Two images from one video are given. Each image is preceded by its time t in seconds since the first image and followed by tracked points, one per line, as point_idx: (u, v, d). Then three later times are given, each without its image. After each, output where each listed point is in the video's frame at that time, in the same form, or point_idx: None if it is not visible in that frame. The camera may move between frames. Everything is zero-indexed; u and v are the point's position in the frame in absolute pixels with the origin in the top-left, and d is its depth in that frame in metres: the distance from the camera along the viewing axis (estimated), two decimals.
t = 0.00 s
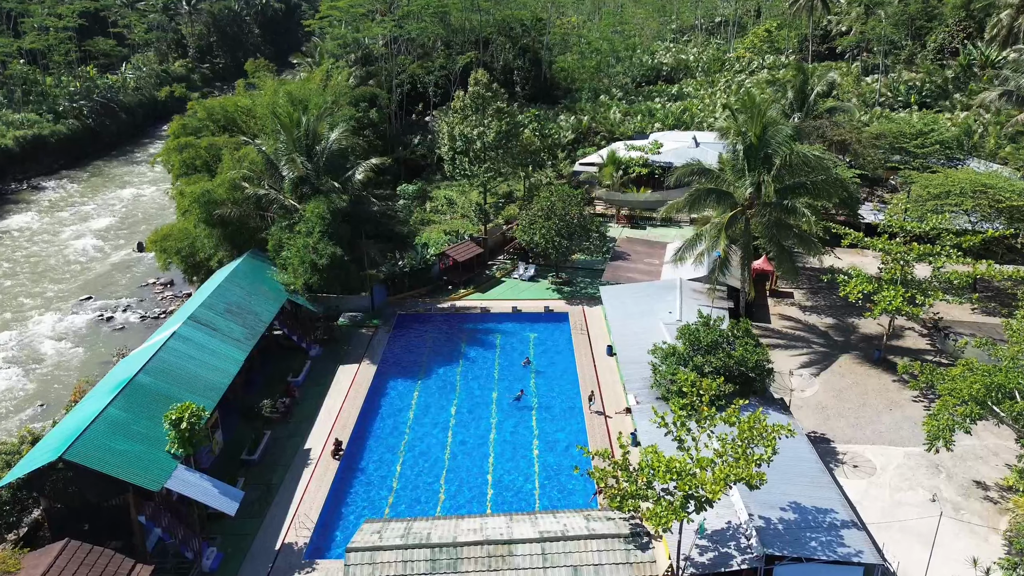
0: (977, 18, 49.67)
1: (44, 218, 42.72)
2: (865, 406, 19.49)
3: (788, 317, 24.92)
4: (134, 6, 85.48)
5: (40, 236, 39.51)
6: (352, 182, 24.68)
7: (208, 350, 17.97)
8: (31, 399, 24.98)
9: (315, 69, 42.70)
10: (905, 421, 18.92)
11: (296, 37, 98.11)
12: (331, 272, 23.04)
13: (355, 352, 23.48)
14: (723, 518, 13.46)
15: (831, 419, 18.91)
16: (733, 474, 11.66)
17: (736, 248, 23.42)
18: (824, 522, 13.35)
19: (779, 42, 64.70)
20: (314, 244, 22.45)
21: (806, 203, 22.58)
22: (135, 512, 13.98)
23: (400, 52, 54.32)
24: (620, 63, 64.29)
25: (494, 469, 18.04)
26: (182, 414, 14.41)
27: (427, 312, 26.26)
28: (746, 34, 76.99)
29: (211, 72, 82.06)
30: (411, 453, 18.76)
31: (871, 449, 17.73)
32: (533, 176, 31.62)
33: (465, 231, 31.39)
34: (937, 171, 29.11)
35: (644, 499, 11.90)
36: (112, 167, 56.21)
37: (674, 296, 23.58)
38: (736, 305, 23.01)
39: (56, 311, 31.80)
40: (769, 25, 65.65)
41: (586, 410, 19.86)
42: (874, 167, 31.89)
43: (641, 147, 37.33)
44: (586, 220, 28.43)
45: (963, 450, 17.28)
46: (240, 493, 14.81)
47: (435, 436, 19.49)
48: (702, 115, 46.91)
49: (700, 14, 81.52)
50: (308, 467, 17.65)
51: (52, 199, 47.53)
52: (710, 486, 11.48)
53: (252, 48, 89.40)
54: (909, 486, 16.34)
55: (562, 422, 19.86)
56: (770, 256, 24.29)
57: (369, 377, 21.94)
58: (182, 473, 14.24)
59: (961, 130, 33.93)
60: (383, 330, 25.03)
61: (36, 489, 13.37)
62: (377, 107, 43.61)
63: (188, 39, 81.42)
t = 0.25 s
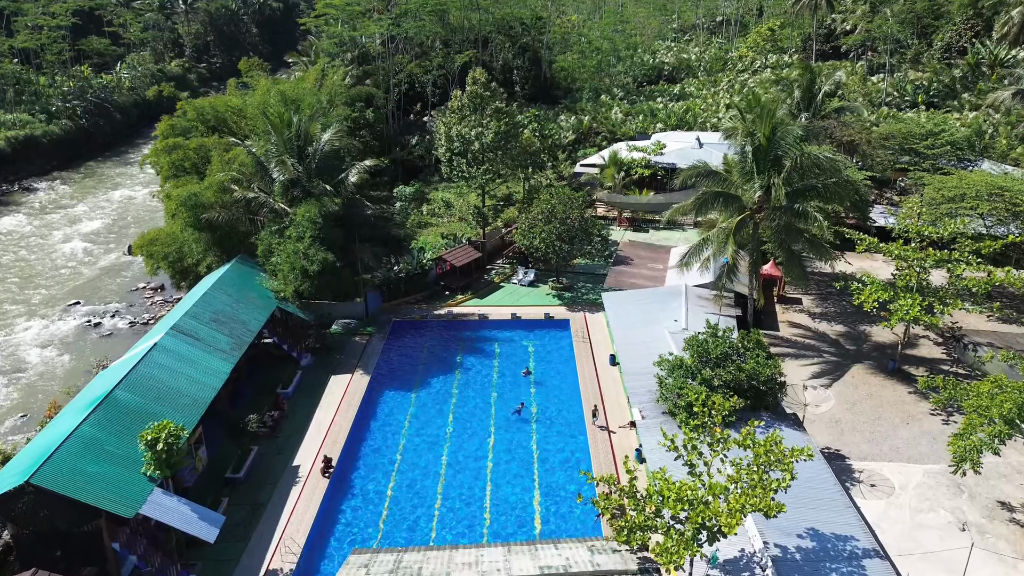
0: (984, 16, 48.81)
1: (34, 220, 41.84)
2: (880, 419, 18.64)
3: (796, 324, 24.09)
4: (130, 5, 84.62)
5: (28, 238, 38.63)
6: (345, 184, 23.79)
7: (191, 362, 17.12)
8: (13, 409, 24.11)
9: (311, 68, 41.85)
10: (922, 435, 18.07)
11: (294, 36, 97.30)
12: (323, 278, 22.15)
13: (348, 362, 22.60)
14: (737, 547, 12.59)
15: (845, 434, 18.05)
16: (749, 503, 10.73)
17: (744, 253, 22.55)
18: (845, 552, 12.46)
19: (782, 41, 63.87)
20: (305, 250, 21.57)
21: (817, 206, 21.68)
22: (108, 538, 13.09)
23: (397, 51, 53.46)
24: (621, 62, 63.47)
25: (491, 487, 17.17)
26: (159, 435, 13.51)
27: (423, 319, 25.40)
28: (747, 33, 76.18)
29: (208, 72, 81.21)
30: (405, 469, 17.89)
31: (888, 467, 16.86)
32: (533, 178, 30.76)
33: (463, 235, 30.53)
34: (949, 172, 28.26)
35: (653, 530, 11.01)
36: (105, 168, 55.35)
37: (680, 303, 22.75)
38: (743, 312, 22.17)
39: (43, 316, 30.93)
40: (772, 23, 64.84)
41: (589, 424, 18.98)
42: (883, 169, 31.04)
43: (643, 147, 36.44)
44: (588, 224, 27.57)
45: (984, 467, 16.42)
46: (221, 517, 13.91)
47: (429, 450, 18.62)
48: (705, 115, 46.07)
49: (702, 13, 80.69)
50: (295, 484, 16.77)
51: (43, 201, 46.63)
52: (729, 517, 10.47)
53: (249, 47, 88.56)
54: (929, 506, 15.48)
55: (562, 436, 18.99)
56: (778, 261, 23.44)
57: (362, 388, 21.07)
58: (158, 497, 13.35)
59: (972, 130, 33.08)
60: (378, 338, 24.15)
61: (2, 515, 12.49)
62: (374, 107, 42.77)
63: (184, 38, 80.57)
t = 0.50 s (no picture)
0: (992, 14, 47.96)
1: (23, 222, 40.95)
2: (896, 435, 17.77)
3: (806, 332, 23.22)
4: (125, 4, 83.76)
5: (16, 241, 37.74)
6: (337, 187, 22.90)
7: (172, 376, 16.25)
8: None
9: (306, 67, 40.99)
10: (941, 452, 17.19)
11: (291, 36, 96.47)
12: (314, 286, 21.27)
13: (340, 373, 21.71)
14: None
15: (861, 451, 17.16)
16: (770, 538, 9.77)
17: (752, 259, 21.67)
18: None
19: (785, 40, 63.03)
20: (296, 256, 20.68)
21: (829, 210, 20.77)
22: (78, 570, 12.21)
23: (395, 50, 52.66)
24: (622, 62, 62.64)
25: (489, 507, 16.30)
26: (133, 458, 12.66)
27: (419, 327, 24.52)
28: (749, 32, 75.44)
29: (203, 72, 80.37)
30: (398, 487, 17.02)
31: (908, 487, 15.98)
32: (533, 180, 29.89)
33: (461, 239, 29.66)
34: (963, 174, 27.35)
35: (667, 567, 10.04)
36: (98, 169, 54.48)
37: (685, 311, 21.87)
38: (751, 321, 21.30)
39: (28, 322, 30.04)
40: (775, 23, 63.99)
41: (591, 440, 18.12)
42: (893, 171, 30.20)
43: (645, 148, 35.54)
44: (589, 228, 26.70)
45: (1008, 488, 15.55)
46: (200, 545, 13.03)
47: (424, 466, 17.74)
48: (708, 115, 45.27)
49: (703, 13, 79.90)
50: (282, 505, 15.89)
51: (33, 202, 45.73)
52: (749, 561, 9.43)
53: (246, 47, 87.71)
54: (953, 530, 14.59)
55: (564, 453, 18.11)
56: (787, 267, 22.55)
57: (355, 401, 20.18)
58: (133, 525, 12.47)
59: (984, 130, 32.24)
60: (372, 348, 23.27)
61: None
62: (370, 107, 41.92)
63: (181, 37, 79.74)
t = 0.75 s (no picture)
0: (1000, 13, 47.14)
1: (11, 225, 40.07)
2: (915, 452, 16.88)
3: (817, 341, 22.36)
4: (121, 4, 82.96)
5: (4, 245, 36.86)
6: (330, 191, 22.02)
7: (151, 392, 15.37)
8: None
9: (301, 66, 40.16)
10: (964, 470, 16.29)
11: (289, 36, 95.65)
12: (305, 293, 20.38)
13: (332, 384, 20.83)
14: None
15: (878, 470, 16.30)
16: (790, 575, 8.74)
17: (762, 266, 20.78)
18: None
19: (789, 40, 62.25)
20: (285, 262, 19.80)
21: (843, 214, 19.87)
22: None
23: (392, 49, 51.79)
24: (623, 62, 61.84)
25: (487, 529, 15.41)
26: (102, 485, 11.75)
27: (415, 335, 23.64)
28: (751, 31, 74.62)
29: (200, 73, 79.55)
30: (390, 507, 16.13)
31: (929, 508, 15.10)
32: (532, 182, 29.04)
33: (458, 242, 28.78)
34: (976, 177, 26.54)
35: None
36: (91, 170, 53.64)
37: (692, 319, 21.01)
38: (761, 329, 20.44)
39: (13, 329, 29.15)
40: (778, 22, 63.19)
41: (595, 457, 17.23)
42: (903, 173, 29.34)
43: (647, 150, 34.97)
44: (591, 232, 25.81)
45: None
46: None
47: (418, 485, 16.86)
48: (711, 115, 44.40)
49: (705, 12, 79.17)
50: (266, 528, 14.99)
51: (24, 204, 44.86)
52: None
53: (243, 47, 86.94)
54: (980, 557, 13.71)
55: (565, 471, 17.22)
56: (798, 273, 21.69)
57: (346, 414, 19.29)
58: (101, 557, 11.59)
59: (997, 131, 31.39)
60: (366, 357, 22.39)
61: None
62: (367, 107, 41.11)
63: (177, 37, 78.97)
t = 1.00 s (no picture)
0: (1010, 11, 46.25)
1: None
2: (937, 472, 16.01)
3: (829, 351, 21.50)
4: (116, 2, 82.01)
5: None
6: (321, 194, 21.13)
7: (127, 410, 14.47)
8: None
9: (295, 65, 39.26)
10: (989, 492, 15.42)
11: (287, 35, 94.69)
12: (295, 302, 19.51)
13: (323, 396, 19.94)
14: None
15: (898, 491, 15.43)
16: None
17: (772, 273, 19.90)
18: None
19: (792, 39, 61.39)
20: (274, 270, 18.91)
21: (858, 219, 18.97)
22: None
23: (390, 48, 50.91)
24: (625, 61, 60.97)
25: (484, 556, 14.49)
26: (67, 517, 10.82)
27: (411, 344, 22.75)
28: (754, 30, 73.79)
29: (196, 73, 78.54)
30: (383, 532, 15.22)
31: (955, 534, 14.23)
32: (532, 185, 28.17)
33: (456, 247, 27.90)
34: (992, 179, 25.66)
35: None
36: (83, 171, 52.71)
37: (699, 328, 20.12)
38: (772, 340, 19.56)
39: None
40: (782, 21, 62.32)
41: (598, 477, 16.33)
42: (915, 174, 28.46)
43: (650, 151, 34.25)
44: (593, 236, 24.93)
45: None
46: None
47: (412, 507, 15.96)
48: (715, 115, 43.54)
49: (706, 11, 78.32)
50: (250, 554, 14.08)
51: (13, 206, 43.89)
52: None
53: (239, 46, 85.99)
54: None
55: (567, 491, 16.35)
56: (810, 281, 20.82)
57: (337, 428, 18.38)
58: None
59: (1009, 132, 30.54)
60: (359, 367, 21.50)
61: None
62: (363, 107, 40.23)
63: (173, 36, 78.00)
